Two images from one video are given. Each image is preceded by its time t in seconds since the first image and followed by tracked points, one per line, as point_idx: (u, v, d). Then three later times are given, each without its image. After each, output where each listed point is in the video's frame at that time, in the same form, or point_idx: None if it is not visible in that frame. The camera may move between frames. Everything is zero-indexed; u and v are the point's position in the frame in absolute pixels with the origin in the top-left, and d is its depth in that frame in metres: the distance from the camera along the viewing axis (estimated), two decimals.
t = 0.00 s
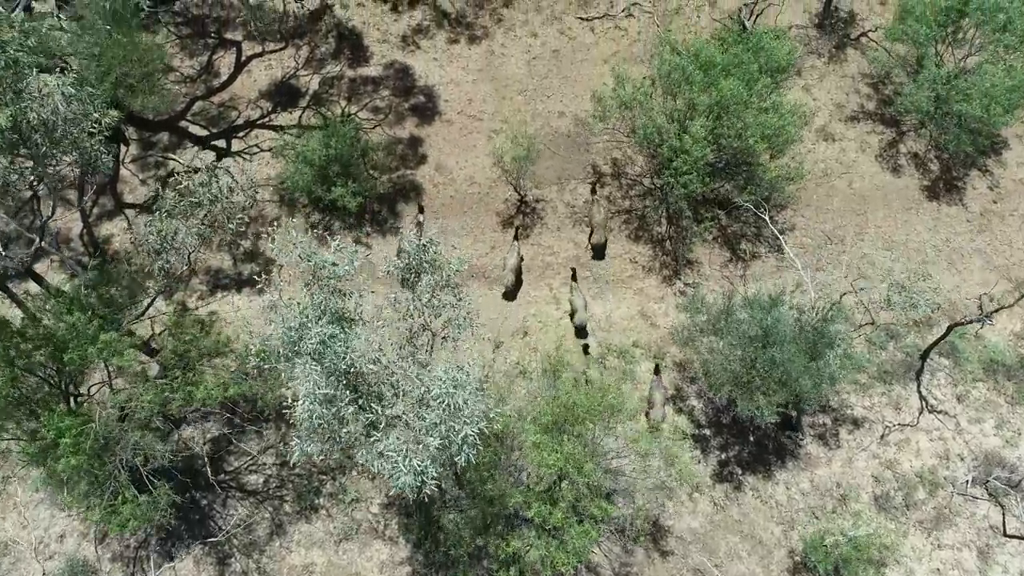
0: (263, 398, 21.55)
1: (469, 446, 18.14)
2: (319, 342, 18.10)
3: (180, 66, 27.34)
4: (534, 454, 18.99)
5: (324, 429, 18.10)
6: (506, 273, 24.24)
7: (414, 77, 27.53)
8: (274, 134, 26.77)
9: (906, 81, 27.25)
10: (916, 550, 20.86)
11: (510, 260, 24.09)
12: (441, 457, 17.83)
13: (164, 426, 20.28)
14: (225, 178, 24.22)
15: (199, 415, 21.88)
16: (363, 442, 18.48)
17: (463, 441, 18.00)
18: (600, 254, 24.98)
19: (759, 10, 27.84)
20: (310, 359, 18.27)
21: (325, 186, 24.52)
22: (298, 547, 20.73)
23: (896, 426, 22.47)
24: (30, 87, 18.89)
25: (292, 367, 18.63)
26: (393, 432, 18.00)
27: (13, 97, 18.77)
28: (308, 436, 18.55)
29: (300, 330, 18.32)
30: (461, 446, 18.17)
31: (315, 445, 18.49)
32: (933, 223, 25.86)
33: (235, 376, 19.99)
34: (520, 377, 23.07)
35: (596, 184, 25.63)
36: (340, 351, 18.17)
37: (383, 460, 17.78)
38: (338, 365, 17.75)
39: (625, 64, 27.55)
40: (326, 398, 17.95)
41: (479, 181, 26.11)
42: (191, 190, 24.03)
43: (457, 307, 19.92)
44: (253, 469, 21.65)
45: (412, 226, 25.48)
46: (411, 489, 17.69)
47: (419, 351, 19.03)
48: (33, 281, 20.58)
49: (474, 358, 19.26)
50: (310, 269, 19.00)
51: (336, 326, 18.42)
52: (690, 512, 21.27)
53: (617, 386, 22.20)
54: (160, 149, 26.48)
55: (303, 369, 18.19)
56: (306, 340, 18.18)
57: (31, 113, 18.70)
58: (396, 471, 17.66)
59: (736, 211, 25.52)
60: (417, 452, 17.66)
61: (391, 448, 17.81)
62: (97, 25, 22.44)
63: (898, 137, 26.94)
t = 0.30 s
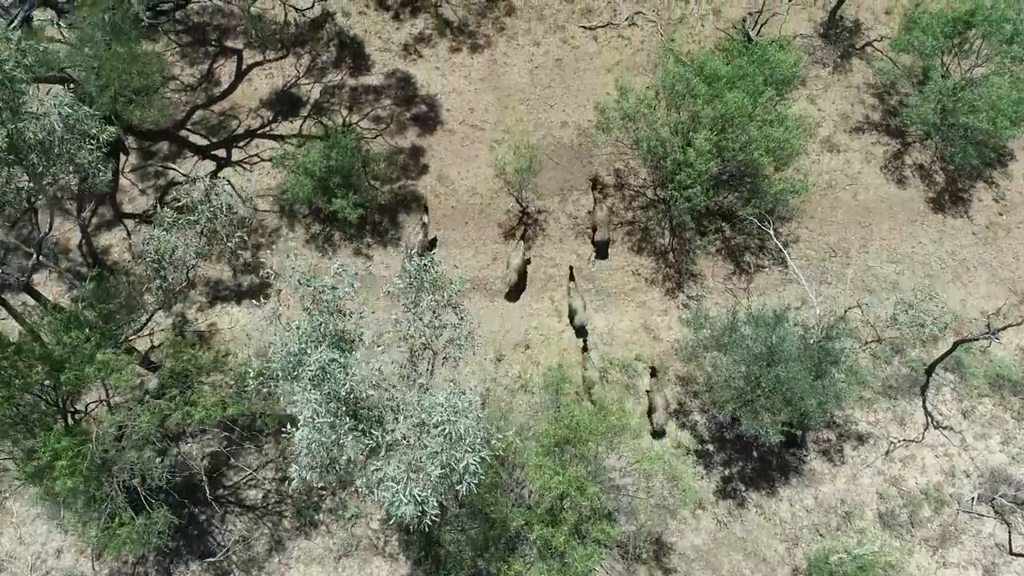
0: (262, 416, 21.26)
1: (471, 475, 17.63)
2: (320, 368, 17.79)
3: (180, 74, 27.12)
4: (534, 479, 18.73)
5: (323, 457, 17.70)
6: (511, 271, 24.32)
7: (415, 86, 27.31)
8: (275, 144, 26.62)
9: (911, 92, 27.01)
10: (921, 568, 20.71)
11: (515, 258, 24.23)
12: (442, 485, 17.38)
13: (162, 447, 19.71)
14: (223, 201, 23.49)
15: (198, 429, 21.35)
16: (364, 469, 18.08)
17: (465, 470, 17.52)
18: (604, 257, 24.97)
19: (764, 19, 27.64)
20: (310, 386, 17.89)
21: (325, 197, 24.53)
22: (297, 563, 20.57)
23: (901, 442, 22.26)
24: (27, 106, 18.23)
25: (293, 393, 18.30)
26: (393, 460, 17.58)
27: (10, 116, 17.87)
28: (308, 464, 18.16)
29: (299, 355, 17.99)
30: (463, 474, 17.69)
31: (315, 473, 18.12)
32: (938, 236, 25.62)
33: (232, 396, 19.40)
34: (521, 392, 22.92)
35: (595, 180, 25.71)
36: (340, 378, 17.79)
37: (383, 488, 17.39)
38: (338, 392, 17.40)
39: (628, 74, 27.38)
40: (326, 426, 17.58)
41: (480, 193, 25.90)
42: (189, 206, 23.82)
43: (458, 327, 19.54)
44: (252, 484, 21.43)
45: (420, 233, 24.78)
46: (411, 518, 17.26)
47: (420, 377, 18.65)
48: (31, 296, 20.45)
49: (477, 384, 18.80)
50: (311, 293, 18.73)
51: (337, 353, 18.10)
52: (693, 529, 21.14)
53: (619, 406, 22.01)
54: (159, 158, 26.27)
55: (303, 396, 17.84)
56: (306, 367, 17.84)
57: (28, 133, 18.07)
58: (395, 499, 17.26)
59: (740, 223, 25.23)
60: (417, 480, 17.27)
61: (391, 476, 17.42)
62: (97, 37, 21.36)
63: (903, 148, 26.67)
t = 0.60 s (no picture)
0: (262, 440, 20.57)
1: (472, 509, 17.34)
2: (318, 400, 17.51)
3: (178, 85, 26.85)
4: (537, 503, 18.47)
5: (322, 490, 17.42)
6: (516, 274, 24.07)
7: (414, 97, 27.00)
8: (273, 155, 26.40)
9: (915, 103, 26.75)
10: None
11: (519, 261, 23.99)
12: (442, 519, 17.09)
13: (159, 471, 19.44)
14: (220, 223, 23.05)
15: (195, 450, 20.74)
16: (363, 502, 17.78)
17: (466, 504, 17.21)
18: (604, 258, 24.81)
19: (766, 29, 27.38)
20: (309, 418, 17.59)
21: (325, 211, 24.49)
22: None
23: (906, 458, 22.06)
24: (20, 131, 18.43)
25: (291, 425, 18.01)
26: (393, 494, 17.30)
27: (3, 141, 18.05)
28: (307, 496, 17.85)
29: (298, 387, 17.68)
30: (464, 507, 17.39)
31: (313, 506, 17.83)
32: (943, 249, 25.38)
33: (225, 424, 19.22)
34: (523, 408, 22.78)
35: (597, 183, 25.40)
36: (339, 410, 17.49)
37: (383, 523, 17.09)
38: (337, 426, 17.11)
39: (630, 84, 27.14)
40: (325, 458, 17.32)
41: (481, 205, 25.64)
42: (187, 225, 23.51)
43: (459, 351, 19.27)
44: (251, 502, 21.21)
45: (430, 235, 24.18)
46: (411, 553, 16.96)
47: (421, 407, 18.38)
48: (25, 317, 20.23)
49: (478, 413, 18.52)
50: (309, 322, 18.34)
51: (337, 384, 17.80)
52: (697, 547, 20.98)
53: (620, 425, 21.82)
54: (157, 171, 26.05)
55: (301, 428, 17.56)
56: (304, 399, 17.53)
57: (21, 157, 18.23)
58: (395, 534, 16.94)
59: (743, 235, 24.86)
60: (417, 514, 17.00)
61: (391, 510, 17.12)
62: (92, 52, 21.04)
63: (907, 159, 26.35)
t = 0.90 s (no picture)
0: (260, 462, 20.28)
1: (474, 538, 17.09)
2: (318, 429, 17.14)
3: (175, 95, 26.56)
4: (539, 525, 18.29)
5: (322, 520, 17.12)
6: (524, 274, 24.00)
7: (414, 106, 26.72)
8: (271, 166, 26.14)
9: (918, 110, 26.51)
10: None
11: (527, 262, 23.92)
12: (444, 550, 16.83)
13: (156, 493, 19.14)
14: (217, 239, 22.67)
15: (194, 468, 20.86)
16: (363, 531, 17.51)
17: (468, 534, 16.95)
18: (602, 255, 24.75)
19: (768, 36, 27.13)
20: (308, 447, 17.22)
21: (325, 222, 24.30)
22: None
23: (911, 471, 21.88)
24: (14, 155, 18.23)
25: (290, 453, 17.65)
26: (394, 524, 17.01)
27: None
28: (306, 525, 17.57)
29: (296, 415, 17.28)
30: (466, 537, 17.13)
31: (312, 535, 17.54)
32: (947, 259, 25.17)
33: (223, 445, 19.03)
34: (524, 422, 22.67)
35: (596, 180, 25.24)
36: (339, 439, 17.12)
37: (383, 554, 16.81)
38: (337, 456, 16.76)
39: (630, 92, 26.90)
40: (324, 488, 17.01)
41: (480, 215, 25.41)
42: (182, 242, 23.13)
43: (460, 370, 18.82)
44: (249, 519, 20.98)
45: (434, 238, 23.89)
46: None
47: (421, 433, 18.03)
48: (20, 336, 19.99)
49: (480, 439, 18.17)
50: (309, 349, 17.97)
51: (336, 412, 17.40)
52: (700, 563, 20.85)
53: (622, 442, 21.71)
54: (153, 182, 25.76)
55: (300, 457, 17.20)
56: (303, 428, 17.15)
57: (14, 181, 17.97)
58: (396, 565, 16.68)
59: (744, 244, 24.59)
60: (419, 545, 16.74)
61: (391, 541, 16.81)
62: (87, 66, 20.70)
63: (910, 167, 26.08)
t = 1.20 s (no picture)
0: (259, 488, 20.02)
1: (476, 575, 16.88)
2: (318, 463, 16.87)
3: (172, 106, 26.25)
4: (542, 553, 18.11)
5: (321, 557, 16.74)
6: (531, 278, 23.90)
7: (414, 116, 26.45)
8: (270, 178, 25.91)
9: (922, 120, 26.27)
10: None
11: (533, 266, 23.84)
12: None
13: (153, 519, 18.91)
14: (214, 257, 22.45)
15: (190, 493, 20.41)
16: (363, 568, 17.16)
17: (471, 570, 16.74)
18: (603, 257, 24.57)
19: (770, 46, 26.89)
20: (307, 482, 16.93)
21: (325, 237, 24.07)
22: None
23: (918, 488, 21.65)
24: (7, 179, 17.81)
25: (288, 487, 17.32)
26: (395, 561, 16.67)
27: None
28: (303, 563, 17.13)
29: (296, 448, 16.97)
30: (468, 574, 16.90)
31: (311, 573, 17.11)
32: (953, 271, 24.94)
33: (221, 468, 18.82)
34: (526, 438, 22.44)
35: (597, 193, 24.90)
36: (340, 473, 16.87)
37: None
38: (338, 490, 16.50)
39: (632, 103, 26.64)
40: (325, 524, 16.68)
41: (481, 228, 25.15)
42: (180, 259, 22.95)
43: (461, 395, 18.68)
44: (249, 538, 20.77)
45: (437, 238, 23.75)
46: None
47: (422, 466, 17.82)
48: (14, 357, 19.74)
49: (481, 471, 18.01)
50: (309, 380, 17.61)
51: (337, 444, 17.16)
52: None
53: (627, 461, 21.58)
54: (151, 195, 25.45)
55: (300, 492, 16.88)
56: (303, 462, 16.85)
57: (6, 207, 17.55)
58: None
59: (748, 257, 24.33)
60: None
61: None
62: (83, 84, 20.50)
63: (914, 178, 25.83)
